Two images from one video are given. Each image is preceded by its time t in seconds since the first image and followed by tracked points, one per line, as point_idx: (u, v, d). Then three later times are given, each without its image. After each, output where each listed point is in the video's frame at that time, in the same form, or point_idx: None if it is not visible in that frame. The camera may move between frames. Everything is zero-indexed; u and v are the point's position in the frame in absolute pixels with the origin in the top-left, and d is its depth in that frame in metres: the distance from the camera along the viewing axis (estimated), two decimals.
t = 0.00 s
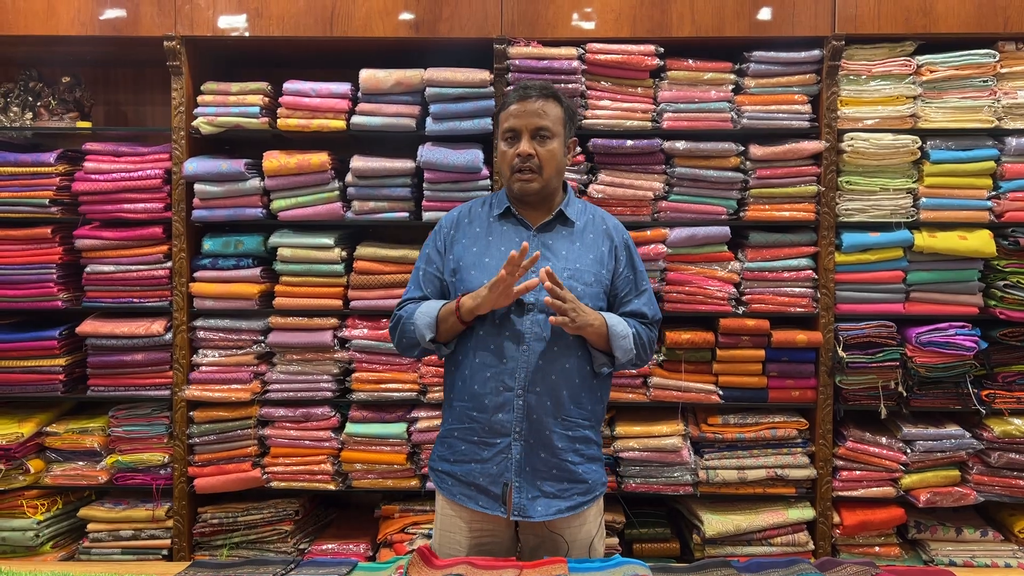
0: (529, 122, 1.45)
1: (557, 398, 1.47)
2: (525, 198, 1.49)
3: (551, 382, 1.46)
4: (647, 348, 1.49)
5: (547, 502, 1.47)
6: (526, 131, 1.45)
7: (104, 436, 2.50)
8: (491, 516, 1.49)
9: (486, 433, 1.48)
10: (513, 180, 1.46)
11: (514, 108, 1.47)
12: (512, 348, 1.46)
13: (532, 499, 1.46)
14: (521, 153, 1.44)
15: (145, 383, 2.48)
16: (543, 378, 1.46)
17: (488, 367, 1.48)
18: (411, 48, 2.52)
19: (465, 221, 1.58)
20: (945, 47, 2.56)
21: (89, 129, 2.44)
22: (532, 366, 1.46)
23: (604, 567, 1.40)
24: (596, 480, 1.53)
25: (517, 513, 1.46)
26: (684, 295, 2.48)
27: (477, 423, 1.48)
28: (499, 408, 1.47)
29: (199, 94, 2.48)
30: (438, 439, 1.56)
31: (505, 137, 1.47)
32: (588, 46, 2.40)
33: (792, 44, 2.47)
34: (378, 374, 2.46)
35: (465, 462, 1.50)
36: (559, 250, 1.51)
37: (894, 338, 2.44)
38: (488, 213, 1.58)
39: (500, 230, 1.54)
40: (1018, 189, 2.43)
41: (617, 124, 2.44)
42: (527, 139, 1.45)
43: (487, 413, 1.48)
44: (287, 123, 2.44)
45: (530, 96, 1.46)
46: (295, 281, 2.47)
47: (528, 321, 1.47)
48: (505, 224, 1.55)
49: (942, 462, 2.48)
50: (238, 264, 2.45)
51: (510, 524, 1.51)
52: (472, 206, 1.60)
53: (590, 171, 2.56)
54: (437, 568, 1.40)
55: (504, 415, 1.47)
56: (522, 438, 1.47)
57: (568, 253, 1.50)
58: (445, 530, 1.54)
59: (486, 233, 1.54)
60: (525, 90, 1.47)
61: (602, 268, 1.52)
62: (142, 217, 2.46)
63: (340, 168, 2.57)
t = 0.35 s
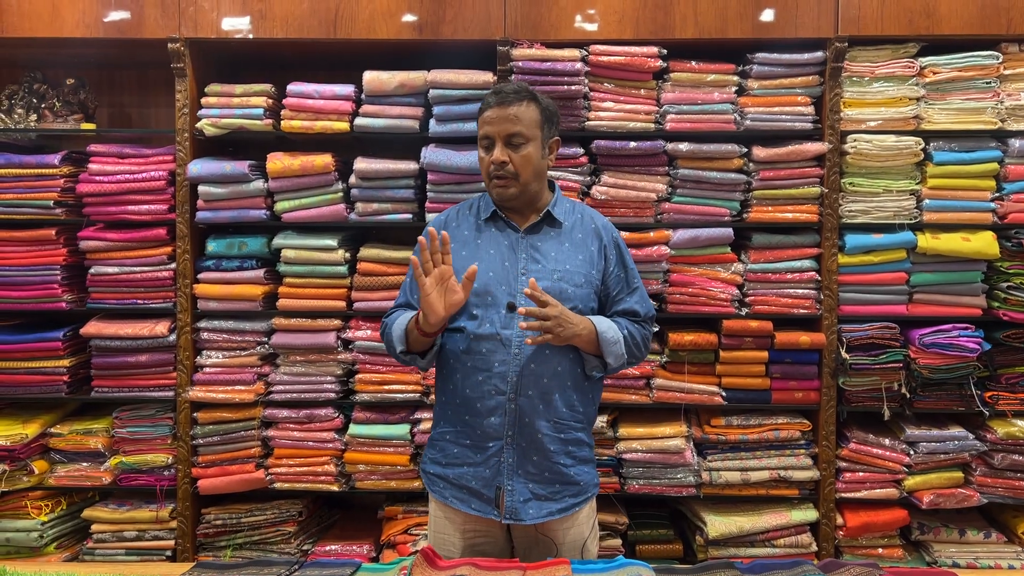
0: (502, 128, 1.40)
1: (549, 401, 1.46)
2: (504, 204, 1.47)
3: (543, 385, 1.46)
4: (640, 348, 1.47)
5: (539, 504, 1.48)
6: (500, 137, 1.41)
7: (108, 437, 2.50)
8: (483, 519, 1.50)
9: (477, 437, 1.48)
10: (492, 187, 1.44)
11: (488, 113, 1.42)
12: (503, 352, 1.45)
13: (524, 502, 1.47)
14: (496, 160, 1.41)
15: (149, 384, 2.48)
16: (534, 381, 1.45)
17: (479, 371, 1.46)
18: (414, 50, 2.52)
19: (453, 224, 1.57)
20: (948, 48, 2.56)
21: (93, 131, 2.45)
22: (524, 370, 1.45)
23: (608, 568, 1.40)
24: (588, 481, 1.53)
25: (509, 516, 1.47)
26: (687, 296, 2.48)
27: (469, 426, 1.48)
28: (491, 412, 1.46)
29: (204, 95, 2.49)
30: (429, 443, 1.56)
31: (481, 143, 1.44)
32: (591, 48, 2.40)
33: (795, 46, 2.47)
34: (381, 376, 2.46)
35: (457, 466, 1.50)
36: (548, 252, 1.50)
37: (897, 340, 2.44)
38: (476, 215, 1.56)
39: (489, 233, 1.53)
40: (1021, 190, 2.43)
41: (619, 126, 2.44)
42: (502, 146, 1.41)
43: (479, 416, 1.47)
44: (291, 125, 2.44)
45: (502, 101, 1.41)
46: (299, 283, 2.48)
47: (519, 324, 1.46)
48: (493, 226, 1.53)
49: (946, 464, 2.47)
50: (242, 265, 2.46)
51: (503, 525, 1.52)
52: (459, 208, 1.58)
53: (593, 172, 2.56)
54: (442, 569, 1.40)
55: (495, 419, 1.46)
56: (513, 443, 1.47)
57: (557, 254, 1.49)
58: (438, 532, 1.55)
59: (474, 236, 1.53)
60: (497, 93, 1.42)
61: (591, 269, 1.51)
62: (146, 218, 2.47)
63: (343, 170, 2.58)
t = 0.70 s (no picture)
0: (445, 133, 1.37)
1: (535, 405, 1.45)
2: (451, 209, 1.44)
3: (528, 390, 1.44)
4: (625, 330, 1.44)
5: (538, 506, 1.48)
6: (443, 144, 1.37)
7: (111, 436, 2.51)
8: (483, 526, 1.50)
9: (468, 447, 1.48)
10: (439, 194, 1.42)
11: (429, 119, 1.39)
12: (483, 363, 1.43)
13: (522, 508, 1.47)
14: (439, 167, 1.38)
15: (152, 383, 2.48)
16: (518, 388, 1.43)
17: (462, 385, 1.46)
18: (416, 49, 2.52)
19: (412, 242, 1.53)
20: (950, 47, 2.56)
21: (96, 130, 2.45)
22: (507, 379, 1.43)
23: (609, 567, 1.40)
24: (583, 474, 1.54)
25: (509, 524, 1.47)
26: (690, 296, 2.48)
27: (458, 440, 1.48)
28: (478, 424, 1.45)
29: (206, 95, 2.49)
30: (421, 460, 1.56)
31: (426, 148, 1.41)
32: (593, 47, 2.41)
33: (798, 45, 2.47)
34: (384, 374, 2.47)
35: (450, 480, 1.50)
36: (512, 253, 1.47)
37: (899, 339, 2.44)
38: (434, 229, 1.53)
39: (452, 246, 1.49)
40: None
41: (622, 125, 2.44)
42: (445, 152, 1.38)
43: (466, 429, 1.47)
44: (294, 124, 2.44)
45: (444, 105, 1.37)
46: (302, 282, 2.48)
47: (497, 334, 1.43)
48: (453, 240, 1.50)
49: (948, 463, 2.47)
50: (245, 264, 2.46)
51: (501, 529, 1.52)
52: (414, 226, 1.55)
53: (595, 171, 2.56)
54: (445, 568, 1.40)
55: (482, 430, 1.45)
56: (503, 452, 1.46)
57: (522, 253, 1.46)
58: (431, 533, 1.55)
59: (436, 251, 1.50)
60: (439, 98, 1.38)
61: (559, 261, 1.48)
62: (149, 217, 2.47)
63: (346, 169, 2.58)
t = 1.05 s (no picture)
0: (392, 141, 1.33)
1: (534, 401, 1.45)
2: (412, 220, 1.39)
3: (525, 389, 1.44)
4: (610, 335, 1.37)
5: (556, 493, 1.50)
6: (393, 152, 1.33)
7: (113, 435, 2.51)
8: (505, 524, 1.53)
9: (474, 456, 1.49)
10: (395, 206, 1.36)
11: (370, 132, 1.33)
12: (476, 373, 1.43)
13: (542, 499, 1.49)
14: (393, 176, 1.32)
15: (154, 381, 2.48)
16: (514, 390, 1.43)
17: (459, 397, 1.45)
18: (419, 48, 2.52)
19: (369, 270, 1.49)
20: (954, 46, 2.56)
21: (99, 129, 2.45)
22: (502, 383, 1.43)
23: (611, 565, 1.39)
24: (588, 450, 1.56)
25: (533, 518, 1.49)
26: (692, 295, 2.48)
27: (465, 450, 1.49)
28: (482, 432, 1.46)
29: (209, 93, 2.49)
30: (428, 479, 1.56)
31: (373, 162, 1.35)
32: (595, 46, 2.40)
33: (801, 43, 2.47)
34: (386, 374, 2.47)
35: (462, 490, 1.51)
36: (475, 256, 1.45)
37: (902, 338, 2.44)
38: (390, 250, 1.49)
39: (417, 264, 1.47)
40: None
41: (624, 124, 2.44)
42: (397, 161, 1.33)
43: (472, 438, 1.47)
44: (296, 123, 2.44)
45: (385, 114, 1.33)
46: (304, 281, 2.48)
47: (483, 343, 1.42)
48: (414, 259, 1.46)
49: (951, 462, 2.47)
50: (248, 263, 2.46)
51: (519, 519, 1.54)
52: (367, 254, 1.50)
53: (597, 170, 2.56)
54: (447, 566, 1.40)
55: (487, 436, 1.46)
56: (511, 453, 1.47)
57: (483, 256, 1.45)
58: (437, 534, 1.56)
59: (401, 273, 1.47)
60: (376, 108, 1.34)
61: (521, 251, 1.48)
62: (152, 216, 2.47)
63: (348, 168, 2.58)
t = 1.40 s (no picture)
0: (401, 138, 1.34)
1: (529, 397, 1.46)
2: (417, 215, 1.41)
3: (520, 384, 1.45)
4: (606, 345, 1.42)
5: (548, 491, 1.50)
6: (401, 148, 1.34)
7: (115, 430, 2.51)
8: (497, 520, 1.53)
9: (467, 450, 1.50)
10: (402, 202, 1.38)
11: (378, 127, 1.34)
12: (472, 367, 1.44)
13: (533, 497, 1.49)
14: (401, 173, 1.35)
15: (155, 377, 2.48)
16: (510, 386, 1.44)
17: (454, 391, 1.46)
18: (419, 43, 2.52)
19: (370, 260, 1.50)
20: (956, 42, 2.55)
21: (99, 124, 2.45)
22: (497, 378, 1.44)
23: (612, 561, 1.39)
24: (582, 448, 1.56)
25: (523, 516, 1.49)
26: (694, 290, 2.48)
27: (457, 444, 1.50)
28: (475, 426, 1.47)
29: (209, 89, 2.49)
30: (420, 469, 1.57)
31: (379, 156, 1.36)
32: (597, 41, 2.40)
33: (803, 38, 2.46)
34: (387, 369, 2.48)
35: (452, 483, 1.52)
36: (476, 251, 1.46)
37: (904, 334, 2.44)
38: (392, 240, 1.50)
39: (417, 256, 1.48)
40: None
41: (626, 119, 2.44)
42: (405, 156, 1.35)
43: (465, 432, 1.48)
44: (297, 119, 2.44)
45: (393, 108, 1.34)
46: (305, 276, 2.48)
47: (480, 337, 1.43)
48: (414, 251, 1.48)
49: (953, 458, 2.46)
50: (249, 258, 2.46)
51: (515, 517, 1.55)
52: (368, 244, 1.51)
53: (599, 165, 2.55)
54: (448, 562, 1.40)
55: (481, 431, 1.47)
56: (504, 448, 1.48)
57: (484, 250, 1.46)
58: (436, 531, 1.56)
59: (400, 265, 1.48)
60: (385, 102, 1.35)
61: (521, 249, 1.48)
62: (153, 212, 2.47)
63: (349, 164, 2.57)
